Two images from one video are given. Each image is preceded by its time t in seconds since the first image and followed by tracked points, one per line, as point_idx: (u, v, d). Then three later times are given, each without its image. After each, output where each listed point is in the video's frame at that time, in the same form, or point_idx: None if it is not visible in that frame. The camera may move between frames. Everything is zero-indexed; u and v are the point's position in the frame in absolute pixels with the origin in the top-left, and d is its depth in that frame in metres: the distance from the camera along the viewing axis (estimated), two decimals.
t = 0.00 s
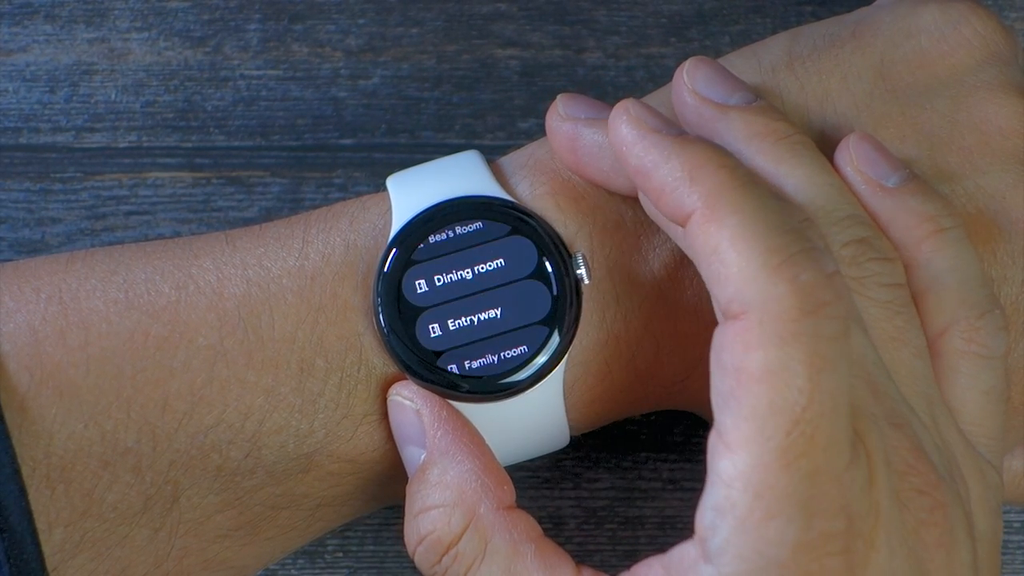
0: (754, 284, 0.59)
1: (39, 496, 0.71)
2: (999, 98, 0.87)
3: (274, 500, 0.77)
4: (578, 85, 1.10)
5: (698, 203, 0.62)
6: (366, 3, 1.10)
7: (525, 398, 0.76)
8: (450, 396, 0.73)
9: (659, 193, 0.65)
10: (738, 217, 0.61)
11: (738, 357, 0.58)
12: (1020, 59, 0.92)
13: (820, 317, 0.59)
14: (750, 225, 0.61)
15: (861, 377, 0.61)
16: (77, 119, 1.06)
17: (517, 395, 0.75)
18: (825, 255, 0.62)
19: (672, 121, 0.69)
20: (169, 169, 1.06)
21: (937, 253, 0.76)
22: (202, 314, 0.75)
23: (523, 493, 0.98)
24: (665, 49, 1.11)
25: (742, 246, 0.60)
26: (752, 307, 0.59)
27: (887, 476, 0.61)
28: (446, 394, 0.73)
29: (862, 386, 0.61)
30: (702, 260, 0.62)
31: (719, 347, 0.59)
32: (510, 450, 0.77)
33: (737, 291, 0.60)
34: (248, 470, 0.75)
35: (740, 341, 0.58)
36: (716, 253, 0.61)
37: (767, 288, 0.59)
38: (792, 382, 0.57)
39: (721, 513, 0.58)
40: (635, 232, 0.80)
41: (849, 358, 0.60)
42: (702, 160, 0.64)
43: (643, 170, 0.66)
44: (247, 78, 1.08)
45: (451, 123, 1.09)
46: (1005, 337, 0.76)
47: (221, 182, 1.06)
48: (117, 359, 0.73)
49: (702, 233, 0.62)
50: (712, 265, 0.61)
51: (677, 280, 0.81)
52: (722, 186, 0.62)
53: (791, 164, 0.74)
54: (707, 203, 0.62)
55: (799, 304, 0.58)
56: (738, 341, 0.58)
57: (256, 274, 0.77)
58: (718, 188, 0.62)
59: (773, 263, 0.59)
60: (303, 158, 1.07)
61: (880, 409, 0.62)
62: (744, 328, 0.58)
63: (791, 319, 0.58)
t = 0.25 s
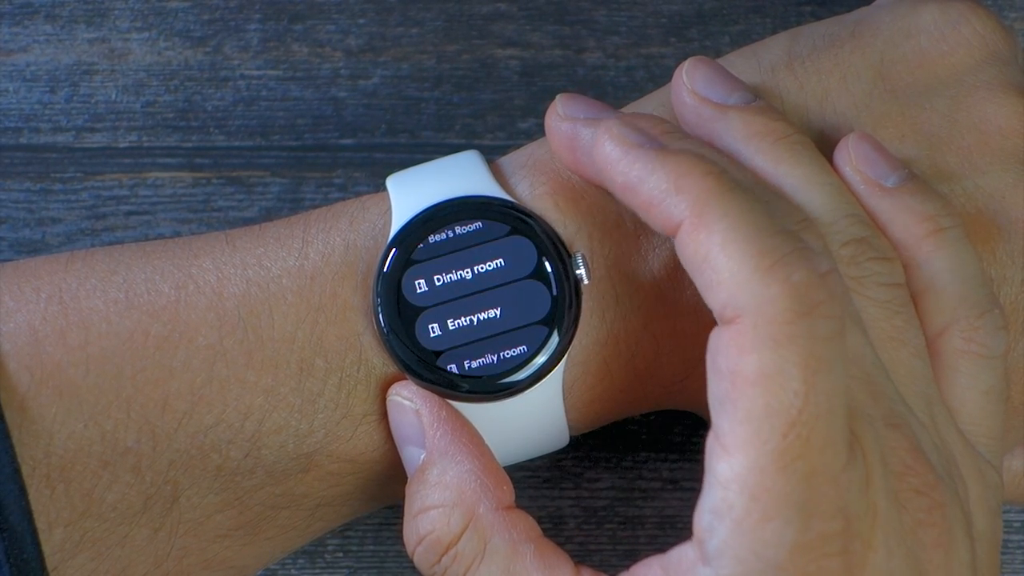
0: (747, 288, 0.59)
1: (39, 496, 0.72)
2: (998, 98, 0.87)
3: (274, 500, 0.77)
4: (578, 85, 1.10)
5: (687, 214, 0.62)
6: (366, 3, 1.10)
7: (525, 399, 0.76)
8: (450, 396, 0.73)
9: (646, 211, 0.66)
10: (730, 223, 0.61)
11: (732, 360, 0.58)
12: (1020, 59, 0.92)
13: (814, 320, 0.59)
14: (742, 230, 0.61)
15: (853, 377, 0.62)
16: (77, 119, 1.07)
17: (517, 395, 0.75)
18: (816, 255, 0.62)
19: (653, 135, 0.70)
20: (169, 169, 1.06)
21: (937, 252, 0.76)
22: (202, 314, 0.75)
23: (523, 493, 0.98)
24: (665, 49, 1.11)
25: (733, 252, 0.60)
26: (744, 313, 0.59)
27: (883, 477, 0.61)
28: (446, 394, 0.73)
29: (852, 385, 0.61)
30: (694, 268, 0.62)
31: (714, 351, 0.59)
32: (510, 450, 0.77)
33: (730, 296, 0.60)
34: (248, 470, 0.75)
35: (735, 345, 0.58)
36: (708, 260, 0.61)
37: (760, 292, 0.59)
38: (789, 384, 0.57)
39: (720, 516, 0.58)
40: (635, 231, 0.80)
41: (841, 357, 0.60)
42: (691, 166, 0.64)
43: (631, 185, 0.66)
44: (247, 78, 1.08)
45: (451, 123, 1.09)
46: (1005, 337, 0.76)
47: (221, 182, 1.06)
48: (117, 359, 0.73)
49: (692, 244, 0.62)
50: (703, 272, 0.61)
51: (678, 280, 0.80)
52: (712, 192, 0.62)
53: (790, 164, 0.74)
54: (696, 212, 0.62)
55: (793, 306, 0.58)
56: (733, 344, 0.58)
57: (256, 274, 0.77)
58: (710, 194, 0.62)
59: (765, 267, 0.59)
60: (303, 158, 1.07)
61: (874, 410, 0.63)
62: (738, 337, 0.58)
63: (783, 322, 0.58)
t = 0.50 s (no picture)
0: (719, 307, 0.59)
1: (39, 496, 0.72)
2: (998, 98, 0.87)
3: (275, 500, 0.77)
4: (578, 85, 1.10)
5: (657, 240, 0.63)
6: (366, 3, 1.10)
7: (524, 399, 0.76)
8: (450, 395, 0.73)
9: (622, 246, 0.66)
10: (700, 240, 0.61)
11: (713, 384, 0.59)
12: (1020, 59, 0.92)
13: (790, 336, 0.59)
14: (713, 247, 0.61)
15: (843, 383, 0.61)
16: (77, 119, 1.07)
17: (517, 395, 0.75)
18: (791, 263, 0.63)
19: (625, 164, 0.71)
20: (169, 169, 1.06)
21: (936, 252, 0.76)
22: (202, 314, 0.75)
23: (523, 493, 0.98)
24: (665, 48, 1.11)
25: (706, 272, 0.61)
26: (718, 336, 0.59)
27: (874, 483, 0.61)
28: (446, 394, 0.73)
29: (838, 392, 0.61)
30: (671, 293, 0.63)
31: (695, 376, 0.60)
32: (509, 449, 0.77)
33: (705, 317, 0.60)
34: (248, 470, 0.75)
35: (714, 367, 0.59)
36: (681, 284, 0.61)
37: (733, 309, 0.59)
38: (768, 401, 0.57)
39: (710, 533, 0.57)
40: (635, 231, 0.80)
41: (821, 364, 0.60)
42: (659, 184, 0.65)
43: (603, 218, 0.67)
44: (247, 78, 1.09)
45: (451, 123, 1.09)
46: (1004, 337, 0.76)
47: (221, 182, 1.06)
48: (117, 359, 0.73)
49: (665, 271, 0.62)
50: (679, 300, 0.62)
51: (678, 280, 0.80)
52: (679, 210, 0.63)
53: (788, 164, 0.74)
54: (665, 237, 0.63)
55: (764, 323, 0.59)
56: (712, 365, 0.59)
57: (256, 274, 0.77)
58: (681, 211, 0.63)
59: (738, 283, 0.60)
60: (303, 158, 1.07)
61: (862, 416, 0.62)
62: (715, 361, 0.59)
63: (756, 340, 0.58)
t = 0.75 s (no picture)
0: (642, 350, 0.53)
1: (39, 496, 0.72)
2: (998, 98, 0.87)
3: (275, 500, 0.77)
4: (578, 85, 1.10)
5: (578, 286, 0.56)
6: (366, 3, 1.10)
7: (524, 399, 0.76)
8: (450, 396, 0.73)
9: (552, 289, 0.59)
10: (617, 275, 0.55)
11: (655, 423, 0.53)
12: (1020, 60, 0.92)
13: (719, 369, 0.52)
14: (627, 280, 0.54)
15: (814, 390, 0.62)
16: (77, 119, 1.07)
17: (517, 394, 0.75)
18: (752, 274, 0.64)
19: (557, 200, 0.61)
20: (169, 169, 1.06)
21: (931, 252, 0.76)
22: (202, 314, 0.75)
23: (523, 493, 0.98)
24: (665, 48, 1.11)
25: (622, 315, 0.54)
26: (650, 384, 0.52)
27: (854, 491, 0.61)
28: (446, 394, 0.73)
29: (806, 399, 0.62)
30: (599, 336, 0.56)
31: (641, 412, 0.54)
32: (509, 451, 0.77)
33: (631, 363, 0.53)
34: (248, 470, 0.75)
35: (650, 414, 0.53)
36: (606, 329, 0.55)
37: (658, 352, 0.52)
38: (711, 438, 0.52)
39: (690, 553, 0.57)
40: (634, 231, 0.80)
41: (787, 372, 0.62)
42: (575, 217, 0.58)
43: (525, 263, 0.59)
44: (247, 78, 1.08)
45: (451, 123, 1.09)
46: (1000, 338, 0.76)
47: (221, 182, 1.06)
48: (117, 359, 0.73)
49: (591, 318, 0.56)
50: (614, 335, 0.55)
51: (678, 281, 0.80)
52: (593, 244, 0.56)
53: (784, 165, 0.75)
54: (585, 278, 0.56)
55: (696, 365, 0.51)
56: (647, 409, 0.53)
57: (256, 274, 0.77)
58: (590, 247, 0.56)
59: (657, 320, 0.53)
60: (303, 158, 1.07)
61: (840, 422, 0.62)
62: (649, 410, 0.53)
63: (689, 382, 0.51)
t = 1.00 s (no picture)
0: (613, 357, 0.54)
1: (39, 496, 0.72)
2: (998, 99, 0.87)
3: (274, 500, 0.77)
4: (578, 85, 1.10)
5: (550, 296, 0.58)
6: (366, 3, 1.10)
7: (523, 398, 0.76)
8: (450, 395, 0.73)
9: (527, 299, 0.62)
10: (589, 283, 0.56)
11: (631, 428, 0.54)
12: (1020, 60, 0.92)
13: (689, 372, 0.53)
14: (595, 290, 0.56)
15: (803, 391, 0.62)
16: (77, 119, 1.07)
17: (517, 394, 0.75)
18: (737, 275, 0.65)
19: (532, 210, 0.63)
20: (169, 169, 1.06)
21: (929, 253, 0.76)
22: (202, 314, 0.75)
23: (523, 493, 0.98)
24: (665, 48, 1.11)
25: (593, 324, 0.56)
26: (621, 391, 0.54)
27: (845, 492, 0.61)
28: (446, 394, 0.73)
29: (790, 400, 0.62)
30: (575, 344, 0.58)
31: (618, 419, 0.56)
32: (509, 451, 0.77)
33: (605, 369, 0.55)
34: (248, 470, 0.75)
35: (626, 420, 0.55)
36: (578, 337, 0.57)
37: (627, 359, 0.54)
38: (686, 440, 0.53)
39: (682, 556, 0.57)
40: (633, 231, 0.80)
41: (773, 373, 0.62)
42: (547, 226, 0.60)
43: (500, 274, 0.61)
44: (247, 78, 1.09)
45: (451, 123, 1.09)
46: (998, 338, 0.76)
47: (221, 182, 1.06)
48: (117, 358, 0.73)
49: (563, 327, 0.58)
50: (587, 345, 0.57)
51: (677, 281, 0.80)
52: (563, 253, 0.58)
53: (781, 165, 0.75)
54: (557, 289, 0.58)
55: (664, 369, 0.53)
56: (624, 415, 0.55)
57: (256, 274, 0.77)
58: (560, 256, 0.58)
59: (626, 326, 0.54)
60: (303, 158, 1.07)
61: (829, 422, 0.62)
62: (624, 415, 0.55)
63: (658, 388, 0.53)
